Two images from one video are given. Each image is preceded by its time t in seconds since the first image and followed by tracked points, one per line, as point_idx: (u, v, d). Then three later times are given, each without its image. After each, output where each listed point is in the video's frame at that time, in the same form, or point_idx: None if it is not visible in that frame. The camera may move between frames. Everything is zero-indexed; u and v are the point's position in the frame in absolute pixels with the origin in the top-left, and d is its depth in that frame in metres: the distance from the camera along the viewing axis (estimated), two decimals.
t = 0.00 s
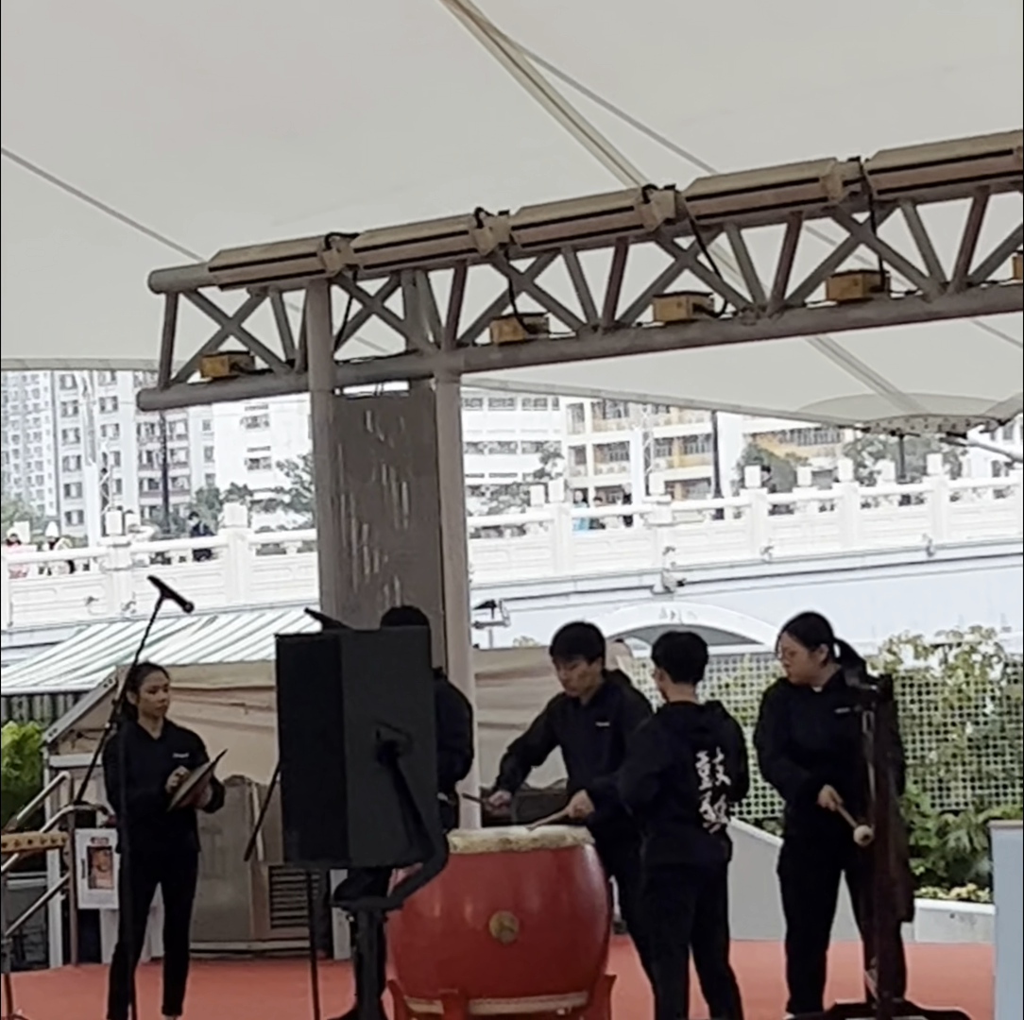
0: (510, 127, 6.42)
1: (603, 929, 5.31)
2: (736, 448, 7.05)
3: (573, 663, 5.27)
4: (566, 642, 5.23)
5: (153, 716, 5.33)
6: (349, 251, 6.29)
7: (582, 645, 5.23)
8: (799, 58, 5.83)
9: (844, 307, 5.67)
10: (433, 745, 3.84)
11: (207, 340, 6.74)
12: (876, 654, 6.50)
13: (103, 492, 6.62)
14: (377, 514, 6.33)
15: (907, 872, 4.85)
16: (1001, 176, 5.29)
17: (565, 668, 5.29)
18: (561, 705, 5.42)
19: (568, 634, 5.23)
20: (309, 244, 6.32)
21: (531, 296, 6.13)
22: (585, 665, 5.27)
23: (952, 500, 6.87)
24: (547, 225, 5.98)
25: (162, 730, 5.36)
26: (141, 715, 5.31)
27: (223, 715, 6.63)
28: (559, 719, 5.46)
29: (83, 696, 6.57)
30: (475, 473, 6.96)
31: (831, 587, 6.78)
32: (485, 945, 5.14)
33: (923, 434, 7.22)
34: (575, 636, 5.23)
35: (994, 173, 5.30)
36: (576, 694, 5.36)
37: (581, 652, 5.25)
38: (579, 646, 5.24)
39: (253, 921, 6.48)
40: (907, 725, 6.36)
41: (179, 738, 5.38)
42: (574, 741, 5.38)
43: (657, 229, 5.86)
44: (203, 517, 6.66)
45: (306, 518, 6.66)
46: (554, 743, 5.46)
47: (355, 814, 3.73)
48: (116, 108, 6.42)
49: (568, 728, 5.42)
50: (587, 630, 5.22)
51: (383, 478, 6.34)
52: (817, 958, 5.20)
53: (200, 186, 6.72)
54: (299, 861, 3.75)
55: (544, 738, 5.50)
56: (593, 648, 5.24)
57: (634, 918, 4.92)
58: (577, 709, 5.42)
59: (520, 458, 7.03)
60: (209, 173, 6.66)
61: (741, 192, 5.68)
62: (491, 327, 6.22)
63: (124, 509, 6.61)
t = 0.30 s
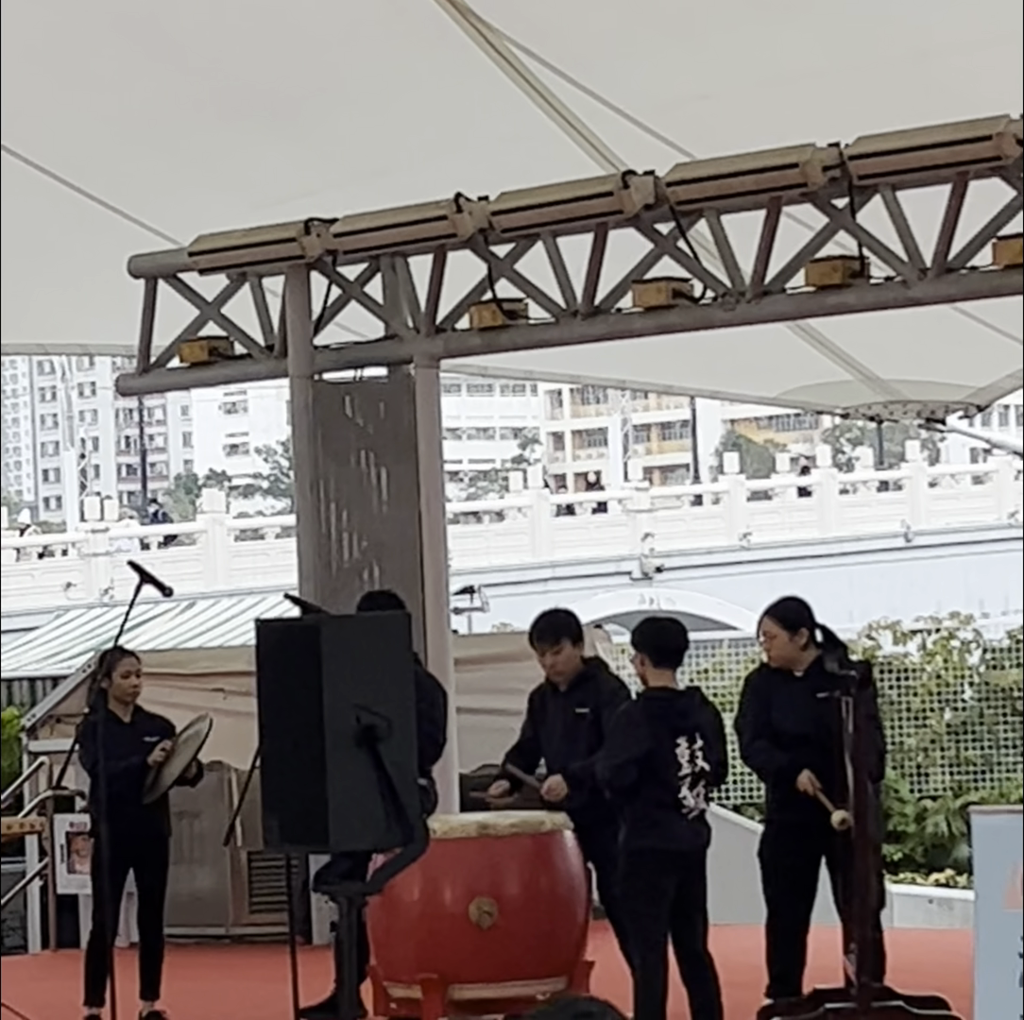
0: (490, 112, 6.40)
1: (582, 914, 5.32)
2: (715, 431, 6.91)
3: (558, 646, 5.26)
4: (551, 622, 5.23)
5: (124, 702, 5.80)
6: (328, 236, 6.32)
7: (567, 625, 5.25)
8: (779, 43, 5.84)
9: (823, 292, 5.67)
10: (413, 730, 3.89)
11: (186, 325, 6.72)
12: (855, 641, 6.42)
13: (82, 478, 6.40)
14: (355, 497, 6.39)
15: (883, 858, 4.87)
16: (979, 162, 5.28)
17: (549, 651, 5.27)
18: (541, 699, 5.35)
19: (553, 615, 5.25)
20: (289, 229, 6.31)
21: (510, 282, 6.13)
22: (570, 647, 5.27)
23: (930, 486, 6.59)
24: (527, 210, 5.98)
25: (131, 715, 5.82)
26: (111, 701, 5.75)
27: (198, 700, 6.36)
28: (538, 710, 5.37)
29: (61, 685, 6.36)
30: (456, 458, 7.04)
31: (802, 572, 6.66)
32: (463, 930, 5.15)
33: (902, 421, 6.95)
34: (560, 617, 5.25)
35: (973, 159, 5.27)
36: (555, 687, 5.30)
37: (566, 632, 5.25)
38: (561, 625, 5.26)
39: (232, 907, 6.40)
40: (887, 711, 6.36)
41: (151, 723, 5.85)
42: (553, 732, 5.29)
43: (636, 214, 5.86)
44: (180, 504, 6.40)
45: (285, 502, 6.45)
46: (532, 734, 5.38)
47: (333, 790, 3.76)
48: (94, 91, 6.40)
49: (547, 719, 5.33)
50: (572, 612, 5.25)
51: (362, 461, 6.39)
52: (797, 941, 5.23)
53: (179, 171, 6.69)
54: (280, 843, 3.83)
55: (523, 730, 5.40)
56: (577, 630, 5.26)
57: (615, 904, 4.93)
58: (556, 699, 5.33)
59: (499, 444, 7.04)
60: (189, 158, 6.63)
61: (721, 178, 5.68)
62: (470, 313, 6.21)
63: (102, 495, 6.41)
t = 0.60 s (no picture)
0: (461, 100, 6.39)
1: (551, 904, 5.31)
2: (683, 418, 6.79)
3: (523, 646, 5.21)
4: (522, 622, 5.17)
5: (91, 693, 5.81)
6: (298, 224, 6.31)
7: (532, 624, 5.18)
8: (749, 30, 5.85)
9: (794, 281, 5.68)
10: (382, 716, 3.90)
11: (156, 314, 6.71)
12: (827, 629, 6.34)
13: (52, 467, 6.24)
14: (326, 487, 6.39)
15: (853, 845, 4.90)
16: (950, 151, 5.29)
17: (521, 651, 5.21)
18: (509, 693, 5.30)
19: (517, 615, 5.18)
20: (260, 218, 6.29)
21: (481, 271, 6.13)
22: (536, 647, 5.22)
23: (901, 475, 6.56)
24: (498, 198, 5.97)
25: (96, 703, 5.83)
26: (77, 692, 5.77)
27: (168, 688, 6.39)
28: (506, 707, 5.31)
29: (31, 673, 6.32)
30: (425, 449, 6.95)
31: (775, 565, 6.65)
32: (434, 919, 5.16)
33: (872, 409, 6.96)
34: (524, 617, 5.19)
35: (944, 148, 5.30)
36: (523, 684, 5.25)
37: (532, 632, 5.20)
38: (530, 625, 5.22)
39: (203, 896, 6.38)
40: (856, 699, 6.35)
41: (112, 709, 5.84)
42: (522, 730, 5.23)
43: (606, 203, 5.85)
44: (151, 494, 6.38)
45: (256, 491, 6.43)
46: (499, 730, 5.32)
47: (307, 788, 3.80)
48: (62, 78, 6.37)
49: (516, 716, 5.27)
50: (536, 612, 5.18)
51: (333, 451, 6.38)
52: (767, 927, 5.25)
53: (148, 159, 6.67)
54: (251, 832, 3.84)
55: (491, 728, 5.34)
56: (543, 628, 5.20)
57: (585, 891, 4.94)
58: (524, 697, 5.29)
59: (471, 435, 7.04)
60: (158, 146, 6.61)
61: (692, 167, 5.68)
62: (440, 302, 6.24)
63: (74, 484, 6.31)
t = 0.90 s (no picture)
0: (422, 91, 6.36)
1: (515, 898, 5.29)
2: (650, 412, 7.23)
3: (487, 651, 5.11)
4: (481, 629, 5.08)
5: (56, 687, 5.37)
6: (261, 219, 6.24)
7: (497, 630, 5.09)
8: (712, 27, 5.82)
9: (758, 275, 5.67)
10: (347, 709, 3.80)
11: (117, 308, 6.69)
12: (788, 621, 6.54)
13: (16, 462, 5.75)
14: (290, 482, 6.34)
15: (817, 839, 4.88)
16: (913, 145, 5.28)
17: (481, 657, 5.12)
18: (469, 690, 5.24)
19: (479, 622, 5.06)
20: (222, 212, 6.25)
21: (445, 264, 6.11)
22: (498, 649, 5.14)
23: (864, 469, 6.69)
24: (461, 192, 5.94)
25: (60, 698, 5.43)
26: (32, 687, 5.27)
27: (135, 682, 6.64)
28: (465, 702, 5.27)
29: None
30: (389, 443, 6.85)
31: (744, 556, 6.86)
32: (398, 913, 5.13)
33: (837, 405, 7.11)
34: (487, 624, 5.07)
35: (907, 142, 5.30)
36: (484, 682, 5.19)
37: (493, 638, 5.09)
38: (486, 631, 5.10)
39: (166, 890, 6.51)
40: (821, 693, 6.47)
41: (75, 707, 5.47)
42: (484, 728, 5.20)
43: (570, 196, 5.84)
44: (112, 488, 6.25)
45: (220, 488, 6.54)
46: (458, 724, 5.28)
47: (270, 788, 3.70)
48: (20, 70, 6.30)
49: (477, 713, 5.23)
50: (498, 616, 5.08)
51: (297, 445, 6.35)
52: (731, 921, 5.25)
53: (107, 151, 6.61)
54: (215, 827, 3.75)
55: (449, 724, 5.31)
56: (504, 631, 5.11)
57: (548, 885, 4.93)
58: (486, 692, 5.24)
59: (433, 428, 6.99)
60: (117, 138, 6.56)
61: (655, 160, 5.66)
62: (404, 295, 6.19)
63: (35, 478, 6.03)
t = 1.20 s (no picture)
0: (381, 92, 6.35)
1: (476, 899, 5.24)
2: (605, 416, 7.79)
3: (448, 624, 5.07)
4: (444, 600, 5.04)
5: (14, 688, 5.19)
6: (221, 219, 6.20)
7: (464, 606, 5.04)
8: (671, 27, 5.80)
9: (716, 275, 5.68)
10: (308, 712, 3.76)
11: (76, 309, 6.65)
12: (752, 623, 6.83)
13: None
14: (249, 484, 6.33)
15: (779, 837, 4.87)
16: (872, 145, 5.30)
17: (438, 628, 5.07)
18: (429, 677, 5.21)
19: (446, 595, 5.03)
20: (180, 213, 6.23)
21: (404, 265, 6.10)
22: (460, 625, 5.08)
23: (823, 469, 7.36)
24: (419, 192, 5.93)
25: (18, 700, 5.22)
26: None
27: (93, 682, 6.79)
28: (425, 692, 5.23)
29: None
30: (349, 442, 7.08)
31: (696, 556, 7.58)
32: (358, 914, 5.05)
33: (794, 403, 7.17)
34: (453, 597, 5.03)
35: (865, 142, 5.29)
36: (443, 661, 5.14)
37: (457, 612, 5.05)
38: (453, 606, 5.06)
39: (126, 890, 6.56)
40: (784, 691, 6.68)
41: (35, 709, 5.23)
42: (444, 720, 5.16)
43: (529, 197, 5.83)
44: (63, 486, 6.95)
45: (177, 488, 6.64)
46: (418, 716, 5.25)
47: (229, 787, 3.66)
48: None
49: (437, 704, 5.19)
50: (467, 593, 5.04)
51: (255, 446, 6.31)
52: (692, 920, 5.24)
53: (63, 150, 6.58)
54: (174, 827, 3.71)
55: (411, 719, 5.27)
56: (472, 610, 5.08)
57: (509, 885, 4.92)
58: (445, 681, 5.19)
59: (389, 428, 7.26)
60: (73, 137, 6.52)
61: (613, 161, 5.66)
62: (364, 296, 6.17)
63: None
